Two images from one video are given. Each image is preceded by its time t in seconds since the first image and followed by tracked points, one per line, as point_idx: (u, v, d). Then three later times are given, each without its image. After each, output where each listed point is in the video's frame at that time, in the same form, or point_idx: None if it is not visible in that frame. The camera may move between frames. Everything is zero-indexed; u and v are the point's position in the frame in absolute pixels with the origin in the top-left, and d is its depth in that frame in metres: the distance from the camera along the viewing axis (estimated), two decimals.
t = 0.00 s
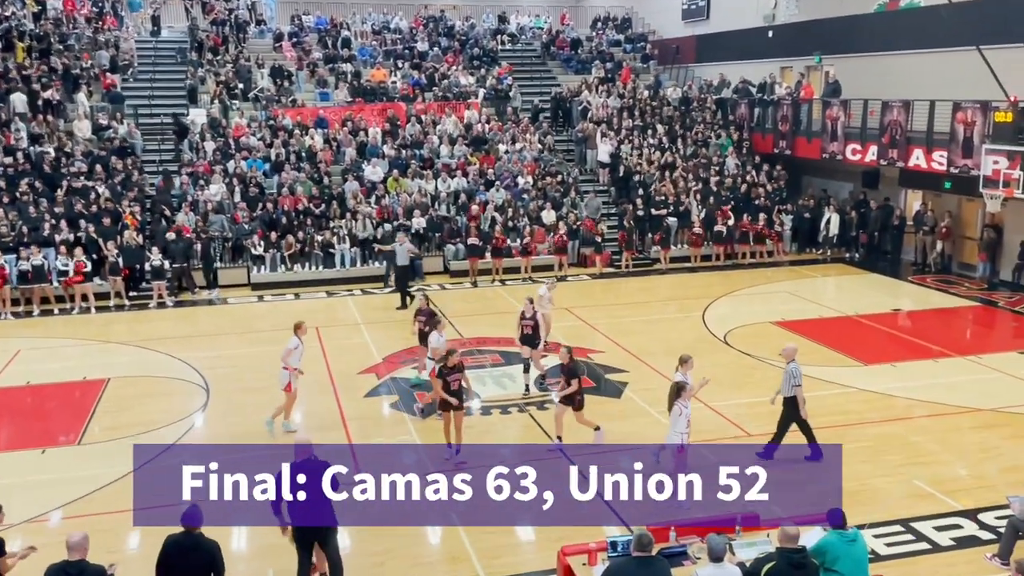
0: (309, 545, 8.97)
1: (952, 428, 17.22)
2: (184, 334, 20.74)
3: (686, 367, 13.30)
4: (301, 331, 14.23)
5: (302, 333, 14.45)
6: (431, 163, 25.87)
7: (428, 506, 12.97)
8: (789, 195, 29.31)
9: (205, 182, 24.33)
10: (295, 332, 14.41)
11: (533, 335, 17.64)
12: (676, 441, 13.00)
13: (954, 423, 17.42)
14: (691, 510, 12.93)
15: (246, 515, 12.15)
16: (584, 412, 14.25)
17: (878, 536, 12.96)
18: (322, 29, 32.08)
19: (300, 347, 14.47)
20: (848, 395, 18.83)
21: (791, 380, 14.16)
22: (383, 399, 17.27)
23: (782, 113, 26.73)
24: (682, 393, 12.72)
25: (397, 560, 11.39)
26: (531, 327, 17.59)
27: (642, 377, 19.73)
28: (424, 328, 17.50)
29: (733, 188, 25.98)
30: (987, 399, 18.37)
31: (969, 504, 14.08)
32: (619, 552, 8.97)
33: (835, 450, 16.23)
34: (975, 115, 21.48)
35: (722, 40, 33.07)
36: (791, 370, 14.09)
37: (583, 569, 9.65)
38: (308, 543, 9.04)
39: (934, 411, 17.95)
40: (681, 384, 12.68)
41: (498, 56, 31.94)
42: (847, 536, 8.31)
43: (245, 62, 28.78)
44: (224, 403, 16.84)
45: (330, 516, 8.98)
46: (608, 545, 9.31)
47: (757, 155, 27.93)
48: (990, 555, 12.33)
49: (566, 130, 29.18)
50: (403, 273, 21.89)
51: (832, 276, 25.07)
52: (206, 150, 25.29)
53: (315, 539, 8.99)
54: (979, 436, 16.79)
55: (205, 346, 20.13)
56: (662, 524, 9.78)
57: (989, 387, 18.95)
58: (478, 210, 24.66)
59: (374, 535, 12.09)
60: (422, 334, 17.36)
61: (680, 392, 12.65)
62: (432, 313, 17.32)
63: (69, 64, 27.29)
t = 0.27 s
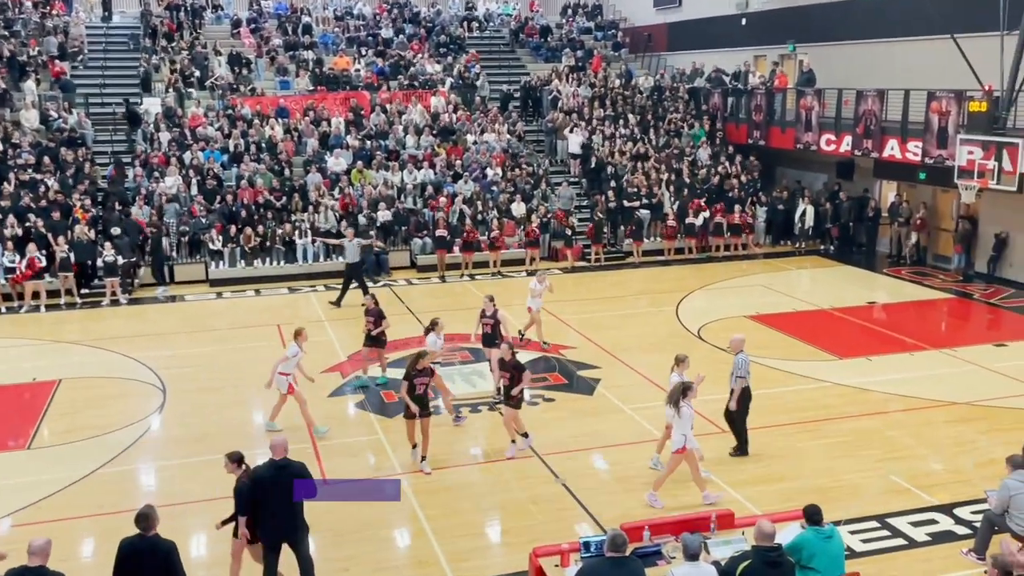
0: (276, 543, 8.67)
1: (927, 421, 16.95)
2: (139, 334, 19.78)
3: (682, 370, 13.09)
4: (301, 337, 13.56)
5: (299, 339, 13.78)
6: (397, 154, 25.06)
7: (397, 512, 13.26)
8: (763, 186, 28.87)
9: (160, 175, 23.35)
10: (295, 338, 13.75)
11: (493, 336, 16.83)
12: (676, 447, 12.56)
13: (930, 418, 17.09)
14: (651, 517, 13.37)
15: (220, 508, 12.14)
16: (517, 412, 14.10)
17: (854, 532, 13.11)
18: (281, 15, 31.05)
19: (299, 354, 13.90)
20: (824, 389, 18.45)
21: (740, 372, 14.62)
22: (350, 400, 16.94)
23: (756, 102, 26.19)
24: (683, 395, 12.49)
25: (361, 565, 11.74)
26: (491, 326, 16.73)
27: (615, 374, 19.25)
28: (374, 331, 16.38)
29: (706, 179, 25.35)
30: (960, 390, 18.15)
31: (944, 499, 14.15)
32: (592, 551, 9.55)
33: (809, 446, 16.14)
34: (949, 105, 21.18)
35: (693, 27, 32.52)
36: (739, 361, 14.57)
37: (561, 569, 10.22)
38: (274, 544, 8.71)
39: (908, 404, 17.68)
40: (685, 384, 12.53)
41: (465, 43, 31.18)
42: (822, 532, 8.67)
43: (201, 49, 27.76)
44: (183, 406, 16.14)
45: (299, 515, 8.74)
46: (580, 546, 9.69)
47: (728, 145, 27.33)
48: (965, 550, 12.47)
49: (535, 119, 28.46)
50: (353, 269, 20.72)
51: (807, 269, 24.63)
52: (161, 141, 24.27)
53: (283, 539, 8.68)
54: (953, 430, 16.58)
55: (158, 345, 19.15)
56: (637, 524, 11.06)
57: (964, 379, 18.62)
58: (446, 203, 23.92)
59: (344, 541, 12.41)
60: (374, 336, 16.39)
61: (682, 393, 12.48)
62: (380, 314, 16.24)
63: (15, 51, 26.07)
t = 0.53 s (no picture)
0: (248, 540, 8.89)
1: (901, 417, 16.56)
2: (88, 334, 18.87)
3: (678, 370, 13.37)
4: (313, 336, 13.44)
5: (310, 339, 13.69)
6: (360, 147, 24.28)
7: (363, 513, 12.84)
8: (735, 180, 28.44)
9: (112, 168, 22.40)
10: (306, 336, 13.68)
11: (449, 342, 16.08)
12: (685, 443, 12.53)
13: (905, 413, 16.72)
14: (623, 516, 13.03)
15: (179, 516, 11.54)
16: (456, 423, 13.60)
17: (828, 530, 12.76)
18: (239, 2, 30.07)
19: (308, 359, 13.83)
20: (797, 385, 18.02)
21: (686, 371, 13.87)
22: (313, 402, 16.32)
23: (727, 94, 25.68)
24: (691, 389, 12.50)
25: (326, 570, 11.30)
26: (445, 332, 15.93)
27: (586, 372, 18.75)
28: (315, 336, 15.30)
29: (677, 172, 24.80)
30: (934, 384, 17.83)
31: (919, 495, 13.81)
32: (563, 554, 9.63)
33: (783, 443, 15.72)
34: (921, 97, 20.83)
35: (663, 16, 31.99)
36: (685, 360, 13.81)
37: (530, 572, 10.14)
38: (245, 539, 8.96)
39: (882, 400, 17.28)
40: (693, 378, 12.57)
41: (430, 32, 30.43)
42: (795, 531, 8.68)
43: (155, 37, 26.78)
44: (136, 408, 15.38)
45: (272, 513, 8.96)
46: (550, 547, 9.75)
47: (699, 137, 26.81)
48: (940, 547, 12.16)
49: (503, 111, 27.78)
50: (296, 265, 20.18)
51: (779, 263, 24.17)
52: (112, 133, 23.31)
53: (254, 536, 8.92)
54: (927, 425, 16.21)
55: (108, 346, 18.25)
56: (608, 525, 10.89)
57: (937, 374, 18.25)
58: (411, 197, 23.21)
59: (308, 545, 11.96)
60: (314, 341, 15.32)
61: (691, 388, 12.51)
62: (321, 319, 15.15)
63: None
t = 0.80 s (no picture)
0: (211, 542, 8.82)
1: (868, 413, 16.35)
2: (35, 336, 18.09)
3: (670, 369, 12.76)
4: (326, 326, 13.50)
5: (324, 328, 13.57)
6: (319, 142, 23.67)
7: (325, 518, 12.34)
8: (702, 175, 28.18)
9: (60, 163, 21.59)
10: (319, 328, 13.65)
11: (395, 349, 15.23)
12: (683, 444, 12.22)
13: (872, 409, 16.52)
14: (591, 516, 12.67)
15: (134, 522, 11.09)
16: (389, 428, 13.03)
17: (796, 528, 12.53)
18: None
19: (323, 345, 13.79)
20: (764, 381, 17.76)
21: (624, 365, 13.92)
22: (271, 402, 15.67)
23: (693, 87, 25.35)
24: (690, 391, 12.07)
25: None
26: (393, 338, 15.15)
27: (551, 371, 18.37)
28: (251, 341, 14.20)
29: (643, 167, 24.50)
30: (899, 379, 17.67)
31: (886, 491, 13.62)
32: (529, 555, 9.43)
33: (750, 440, 15.46)
34: (887, 91, 20.68)
35: (628, 9, 31.65)
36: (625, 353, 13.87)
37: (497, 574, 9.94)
38: (209, 539, 8.89)
39: (849, 396, 17.06)
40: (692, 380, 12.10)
41: (390, 24, 29.85)
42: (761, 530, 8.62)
43: (105, 28, 25.95)
44: (85, 412, 14.74)
45: (237, 514, 8.85)
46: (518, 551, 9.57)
47: (665, 132, 26.51)
48: (907, 543, 11.98)
49: (466, 104, 27.28)
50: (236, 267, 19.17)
51: (746, 259, 23.92)
52: (60, 127, 22.48)
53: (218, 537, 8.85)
54: (894, 421, 16.02)
55: (57, 349, 17.49)
56: (576, 525, 10.43)
57: (903, 370, 18.07)
58: (373, 193, 22.68)
59: (268, 552, 11.45)
60: (251, 348, 14.23)
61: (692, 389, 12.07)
62: (260, 323, 14.10)
63: None
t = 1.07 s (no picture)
0: (165, 548, 8.49)
1: (829, 411, 16.26)
2: None
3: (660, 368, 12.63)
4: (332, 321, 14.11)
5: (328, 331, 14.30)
6: (273, 138, 23.15)
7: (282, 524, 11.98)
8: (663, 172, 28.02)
9: (3, 160, 20.86)
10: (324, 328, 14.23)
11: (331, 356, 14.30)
12: (680, 442, 12.15)
13: (833, 406, 16.43)
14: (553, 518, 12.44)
15: (81, 532, 10.62)
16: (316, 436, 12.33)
17: (758, 527, 12.39)
18: None
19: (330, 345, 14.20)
20: (726, 379, 17.61)
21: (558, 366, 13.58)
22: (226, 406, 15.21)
23: (654, 84, 25.16)
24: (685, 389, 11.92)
25: None
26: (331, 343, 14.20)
27: (512, 371, 18.08)
28: (180, 352, 13.25)
29: (605, 164, 24.25)
30: (860, 375, 17.63)
31: (847, 489, 13.51)
32: (491, 560, 8.83)
33: (712, 439, 15.29)
34: (847, 87, 20.63)
35: (588, 5, 31.39)
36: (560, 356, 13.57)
37: None
38: (164, 546, 8.55)
39: (811, 393, 16.96)
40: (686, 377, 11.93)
41: (346, 18, 29.34)
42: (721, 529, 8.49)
43: (49, 21, 25.19)
44: (28, 418, 14.19)
45: (190, 519, 8.50)
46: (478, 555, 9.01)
47: (626, 128, 26.28)
48: (868, 540, 11.87)
49: (424, 100, 26.87)
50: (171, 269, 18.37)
51: (707, 256, 23.76)
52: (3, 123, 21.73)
53: (172, 543, 8.50)
54: (855, 418, 15.93)
55: None
56: (538, 527, 10.01)
57: (864, 366, 18.02)
58: (330, 190, 22.22)
59: (223, 559, 11.07)
60: (179, 359, 13.28)
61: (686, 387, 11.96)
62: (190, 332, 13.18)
63: None
